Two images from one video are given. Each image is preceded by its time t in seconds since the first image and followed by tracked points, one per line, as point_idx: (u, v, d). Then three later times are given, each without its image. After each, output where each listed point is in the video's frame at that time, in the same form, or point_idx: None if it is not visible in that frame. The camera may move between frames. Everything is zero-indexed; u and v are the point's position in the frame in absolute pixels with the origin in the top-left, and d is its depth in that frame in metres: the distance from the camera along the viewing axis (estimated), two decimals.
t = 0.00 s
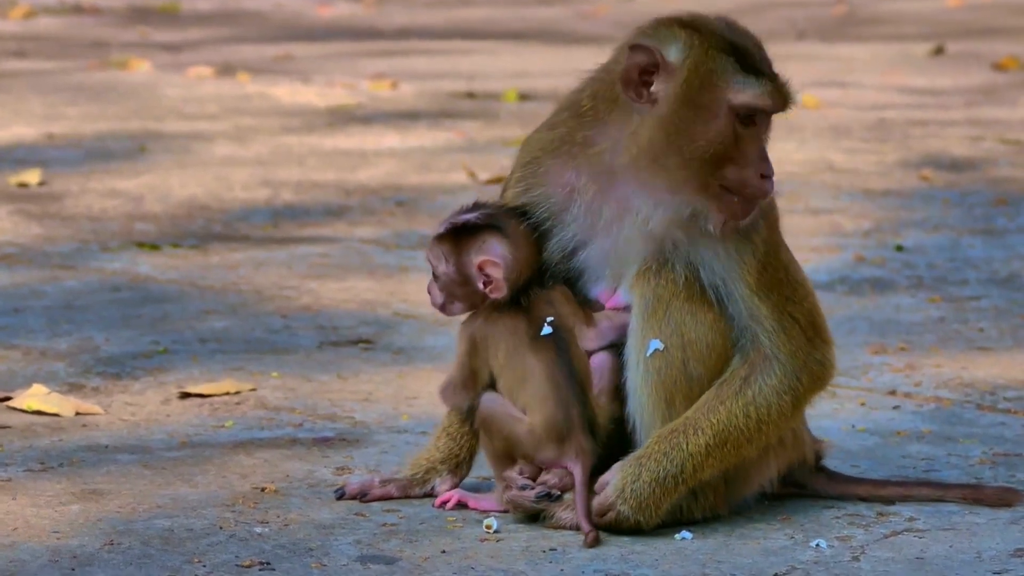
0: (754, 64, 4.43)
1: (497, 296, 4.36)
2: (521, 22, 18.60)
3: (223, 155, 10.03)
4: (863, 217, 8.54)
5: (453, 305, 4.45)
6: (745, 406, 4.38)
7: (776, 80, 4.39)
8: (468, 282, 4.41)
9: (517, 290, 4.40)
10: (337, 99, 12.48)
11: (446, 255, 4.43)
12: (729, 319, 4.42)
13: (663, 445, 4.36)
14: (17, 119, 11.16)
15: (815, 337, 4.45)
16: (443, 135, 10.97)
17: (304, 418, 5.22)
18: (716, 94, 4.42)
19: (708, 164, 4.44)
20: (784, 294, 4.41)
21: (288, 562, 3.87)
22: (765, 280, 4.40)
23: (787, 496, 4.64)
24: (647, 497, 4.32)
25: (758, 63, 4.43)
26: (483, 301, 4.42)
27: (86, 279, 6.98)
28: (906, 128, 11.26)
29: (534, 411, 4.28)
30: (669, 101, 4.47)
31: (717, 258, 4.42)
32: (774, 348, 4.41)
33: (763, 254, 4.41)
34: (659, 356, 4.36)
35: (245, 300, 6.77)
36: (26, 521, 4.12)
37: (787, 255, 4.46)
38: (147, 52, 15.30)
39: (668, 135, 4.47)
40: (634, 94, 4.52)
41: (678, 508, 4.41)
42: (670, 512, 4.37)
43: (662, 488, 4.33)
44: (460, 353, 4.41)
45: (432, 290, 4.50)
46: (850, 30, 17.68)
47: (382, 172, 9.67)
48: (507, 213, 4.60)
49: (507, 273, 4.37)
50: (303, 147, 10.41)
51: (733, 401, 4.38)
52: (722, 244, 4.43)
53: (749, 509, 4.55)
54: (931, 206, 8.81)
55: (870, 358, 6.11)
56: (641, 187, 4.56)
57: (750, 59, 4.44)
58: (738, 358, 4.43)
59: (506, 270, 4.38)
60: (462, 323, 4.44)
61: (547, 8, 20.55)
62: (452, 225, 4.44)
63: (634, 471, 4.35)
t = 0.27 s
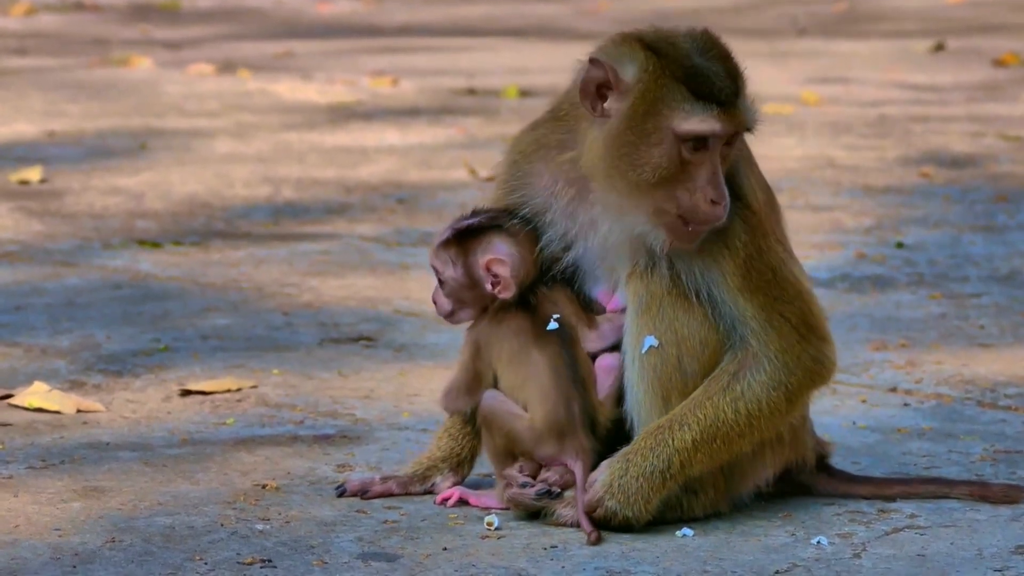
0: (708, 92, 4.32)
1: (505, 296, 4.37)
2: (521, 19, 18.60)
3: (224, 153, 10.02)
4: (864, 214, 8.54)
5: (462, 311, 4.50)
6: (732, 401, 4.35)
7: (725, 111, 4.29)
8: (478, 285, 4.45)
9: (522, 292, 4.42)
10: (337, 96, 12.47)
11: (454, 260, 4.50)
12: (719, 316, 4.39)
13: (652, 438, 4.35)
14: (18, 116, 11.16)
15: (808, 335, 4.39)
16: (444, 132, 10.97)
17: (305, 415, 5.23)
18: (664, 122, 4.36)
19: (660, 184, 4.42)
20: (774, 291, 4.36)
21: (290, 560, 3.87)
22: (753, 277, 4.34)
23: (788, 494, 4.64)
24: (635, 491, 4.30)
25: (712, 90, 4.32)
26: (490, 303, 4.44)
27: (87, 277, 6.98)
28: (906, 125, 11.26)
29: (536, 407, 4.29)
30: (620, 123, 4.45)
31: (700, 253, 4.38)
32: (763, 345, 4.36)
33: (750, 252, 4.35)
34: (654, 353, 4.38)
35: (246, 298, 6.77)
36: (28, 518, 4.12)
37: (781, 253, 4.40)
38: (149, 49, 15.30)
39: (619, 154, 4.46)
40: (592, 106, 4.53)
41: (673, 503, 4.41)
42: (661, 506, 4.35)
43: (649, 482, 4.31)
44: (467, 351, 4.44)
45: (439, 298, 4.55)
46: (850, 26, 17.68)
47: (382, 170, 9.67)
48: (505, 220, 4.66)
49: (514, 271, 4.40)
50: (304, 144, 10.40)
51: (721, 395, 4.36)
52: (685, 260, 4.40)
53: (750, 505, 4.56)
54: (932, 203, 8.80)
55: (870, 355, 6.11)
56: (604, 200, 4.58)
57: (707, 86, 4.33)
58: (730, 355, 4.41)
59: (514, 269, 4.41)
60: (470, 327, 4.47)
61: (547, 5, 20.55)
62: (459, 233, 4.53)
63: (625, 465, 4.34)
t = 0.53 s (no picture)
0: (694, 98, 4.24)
1: (513, 294, 4.39)
2: (521, 17, 18.60)
3: (224, 152, 10.02)
4: (864, 212, 8.54)
5: (467, 311, 4.51)
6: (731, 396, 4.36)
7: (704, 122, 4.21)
8: (486, 283, 4.46)
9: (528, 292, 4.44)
10: (337, 95, 12.46)
11: (461, 259, 4.51)
12: (721, 314, 4.38)
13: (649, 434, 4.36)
14: (19, 116, 11.16)
15: (810, 333, 4.38)
16: (444, 131, 10.97)
17: (305, 414, 5.23)
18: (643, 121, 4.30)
19: (632, 186, 4.39)
20: (775, 290, 4.34)
21: (289, 559, 3.87)
22: (754, 274, 4.33)
23: (788, 494, 4.64)
24: (633, 488, 4.31)
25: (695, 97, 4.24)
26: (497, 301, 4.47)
27: (87, 277, 6.98)
28: (907, 123, 11.26)
29: (541, 404, 4.28)
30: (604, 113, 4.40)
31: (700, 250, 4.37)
32: (765, 342, 4.36)
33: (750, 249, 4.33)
34: (654, 351, 4.38)
35: (246, 297, 6.77)
36: (28, 519, 4.13)
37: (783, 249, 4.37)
38: (149, 48, 15.30)
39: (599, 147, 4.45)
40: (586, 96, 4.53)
41: (674, 500, 4.41)
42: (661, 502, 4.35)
43: (648, 479, 4.32)
44: (471, 350, 4.45)
45: (443, 299, 4.55)
46: (850, 23, 17.67)
47: (382, 168, 9.66)
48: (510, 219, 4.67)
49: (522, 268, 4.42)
50: (304, 143, 10.40)
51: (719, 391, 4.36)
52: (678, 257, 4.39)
53: (750, 505, 4.56)
54: (932, 201, 8.80)
55: (870, 354, 6.11)
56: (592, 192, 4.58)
57: (693, 89, 4.26)
58: (732, 352, 4.40)
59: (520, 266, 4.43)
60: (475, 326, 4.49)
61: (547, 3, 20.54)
62: (464, 231, 4.53)
63: (623, 460, 4.35)
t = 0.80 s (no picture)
0: (588, 180, 4.12)
1: (530, 291, 4.39)
2: (519, 17, 18.60)
3: (223, 152, 10.02)
4: (864, 211, 8.54)
5: (482, 310, 4.48)
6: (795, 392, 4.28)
7: (591, 205, 4.11)
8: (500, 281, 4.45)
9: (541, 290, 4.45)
10: (336, 95, 12.46)
11: (476, 257, 4.47)
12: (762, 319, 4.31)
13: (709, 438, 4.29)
14: (17, 117, 11.16)
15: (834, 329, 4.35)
16: (443, 131, 10.97)
17: (306, 415, 5.23)
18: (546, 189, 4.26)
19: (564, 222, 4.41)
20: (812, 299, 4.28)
21: (290, 561, 3.87)
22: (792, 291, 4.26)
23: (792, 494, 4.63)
24: (699, 475, 4.31)
25: (587, 177, 4.13)
26: (513, 299, 4.47)
27: (87, 278, 6.98)
28: (905, 121, 11.25)
29: (552, 399, 4.33)
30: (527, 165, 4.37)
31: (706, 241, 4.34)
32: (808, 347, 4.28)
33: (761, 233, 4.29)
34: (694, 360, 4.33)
35: (245, 298, 6.77)
36: (28, 520, 4.12)
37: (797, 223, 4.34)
38: (147, 49, 15.30)
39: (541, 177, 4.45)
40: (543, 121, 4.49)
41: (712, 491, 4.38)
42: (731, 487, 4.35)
43: (715, 466, 4.31)
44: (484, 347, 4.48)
45: (457, 298, 4.50)
46: (848, 22, 17.67)
47: (381, 169, 9.66)
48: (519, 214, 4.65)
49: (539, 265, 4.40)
50: (303, 143, 10.40)
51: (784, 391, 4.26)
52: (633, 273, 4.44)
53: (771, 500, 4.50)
54: (931, 200, 8.80)
55: (871, 353, 6.11)
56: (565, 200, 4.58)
57: (595, 165, 4.14)
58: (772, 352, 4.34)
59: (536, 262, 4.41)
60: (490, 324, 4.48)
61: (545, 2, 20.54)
62: (478, 230, 4.49)
63: (678, 451, 4.33)
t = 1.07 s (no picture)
0: (579, 175, 4.20)
1: (533, 285, 4.33)
2: (521, 19, 18.61)
3: (225, 154, 10.03)
4: (866, 213, 8.54)
5: (487, 304, 4.46)
6: (834, 407, 4.24)
7: (583, 200, 4.18)
8: (505, 275, 4.43)
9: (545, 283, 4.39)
10: (338, 97, 12.47)
11: (482, 250, 4.46)
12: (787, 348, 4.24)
13: (738, 447, 4.22)
14: (20, 119, 11.17)
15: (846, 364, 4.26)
16: (445, 133, 10.98)
17: (309, 417, 5.23)
18: (538, 186, 4.31)
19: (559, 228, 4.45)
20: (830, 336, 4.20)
21: (294, 562, 3.87)
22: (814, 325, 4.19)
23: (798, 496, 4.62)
24: (713, 484, 4.29)
25: (578, 172, 4.20)
26: (518, 292, 4.43)
27: (90, 280, 6.98)
28: (907, 123, 11.26)
29: (554, 401, 4.30)
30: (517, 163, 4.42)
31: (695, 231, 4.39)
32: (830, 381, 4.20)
33: (752, 218, 4.37)
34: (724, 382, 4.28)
35: (248, 300, 6.77)
36: (32, 522, 4.12)
37: (784, 205, 4.43)
38: (149, 51, 15.31)
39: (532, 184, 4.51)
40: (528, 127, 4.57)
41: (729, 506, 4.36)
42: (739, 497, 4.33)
43: (734, 478, 4.27)
44: (485, 347, 4.43)
45: (463, 291, 4.48)
46: (849, 24, 17.68)
47: (384, 170, 9.67)
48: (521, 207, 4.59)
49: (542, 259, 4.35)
50: (305, 145, 10.41)
51: (826, 407, 4.21)
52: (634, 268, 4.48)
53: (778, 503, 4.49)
54: (933, 202, 8.80)
55: (873, 354, 6.11)
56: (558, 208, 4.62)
57: (583, 158, 4.22)
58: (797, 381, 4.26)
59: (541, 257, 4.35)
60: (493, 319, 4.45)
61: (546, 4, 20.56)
62: (485, 222, 4.47)
63: (698, 459, 4.29)
